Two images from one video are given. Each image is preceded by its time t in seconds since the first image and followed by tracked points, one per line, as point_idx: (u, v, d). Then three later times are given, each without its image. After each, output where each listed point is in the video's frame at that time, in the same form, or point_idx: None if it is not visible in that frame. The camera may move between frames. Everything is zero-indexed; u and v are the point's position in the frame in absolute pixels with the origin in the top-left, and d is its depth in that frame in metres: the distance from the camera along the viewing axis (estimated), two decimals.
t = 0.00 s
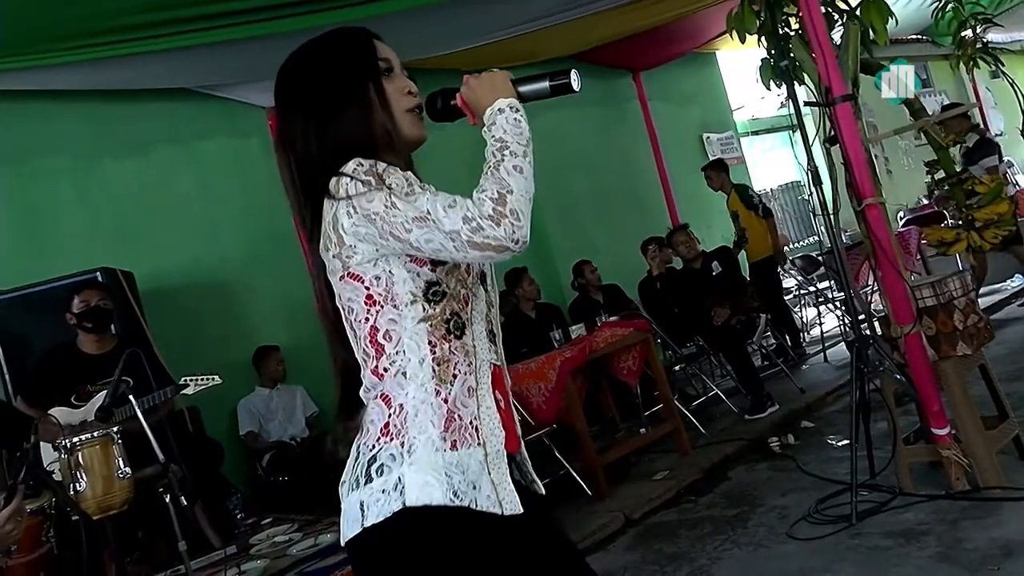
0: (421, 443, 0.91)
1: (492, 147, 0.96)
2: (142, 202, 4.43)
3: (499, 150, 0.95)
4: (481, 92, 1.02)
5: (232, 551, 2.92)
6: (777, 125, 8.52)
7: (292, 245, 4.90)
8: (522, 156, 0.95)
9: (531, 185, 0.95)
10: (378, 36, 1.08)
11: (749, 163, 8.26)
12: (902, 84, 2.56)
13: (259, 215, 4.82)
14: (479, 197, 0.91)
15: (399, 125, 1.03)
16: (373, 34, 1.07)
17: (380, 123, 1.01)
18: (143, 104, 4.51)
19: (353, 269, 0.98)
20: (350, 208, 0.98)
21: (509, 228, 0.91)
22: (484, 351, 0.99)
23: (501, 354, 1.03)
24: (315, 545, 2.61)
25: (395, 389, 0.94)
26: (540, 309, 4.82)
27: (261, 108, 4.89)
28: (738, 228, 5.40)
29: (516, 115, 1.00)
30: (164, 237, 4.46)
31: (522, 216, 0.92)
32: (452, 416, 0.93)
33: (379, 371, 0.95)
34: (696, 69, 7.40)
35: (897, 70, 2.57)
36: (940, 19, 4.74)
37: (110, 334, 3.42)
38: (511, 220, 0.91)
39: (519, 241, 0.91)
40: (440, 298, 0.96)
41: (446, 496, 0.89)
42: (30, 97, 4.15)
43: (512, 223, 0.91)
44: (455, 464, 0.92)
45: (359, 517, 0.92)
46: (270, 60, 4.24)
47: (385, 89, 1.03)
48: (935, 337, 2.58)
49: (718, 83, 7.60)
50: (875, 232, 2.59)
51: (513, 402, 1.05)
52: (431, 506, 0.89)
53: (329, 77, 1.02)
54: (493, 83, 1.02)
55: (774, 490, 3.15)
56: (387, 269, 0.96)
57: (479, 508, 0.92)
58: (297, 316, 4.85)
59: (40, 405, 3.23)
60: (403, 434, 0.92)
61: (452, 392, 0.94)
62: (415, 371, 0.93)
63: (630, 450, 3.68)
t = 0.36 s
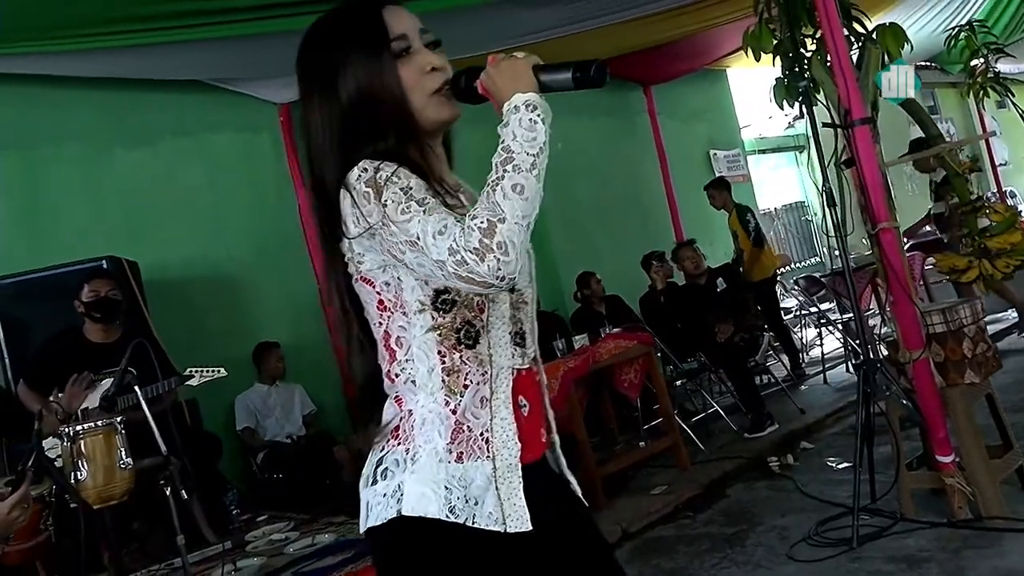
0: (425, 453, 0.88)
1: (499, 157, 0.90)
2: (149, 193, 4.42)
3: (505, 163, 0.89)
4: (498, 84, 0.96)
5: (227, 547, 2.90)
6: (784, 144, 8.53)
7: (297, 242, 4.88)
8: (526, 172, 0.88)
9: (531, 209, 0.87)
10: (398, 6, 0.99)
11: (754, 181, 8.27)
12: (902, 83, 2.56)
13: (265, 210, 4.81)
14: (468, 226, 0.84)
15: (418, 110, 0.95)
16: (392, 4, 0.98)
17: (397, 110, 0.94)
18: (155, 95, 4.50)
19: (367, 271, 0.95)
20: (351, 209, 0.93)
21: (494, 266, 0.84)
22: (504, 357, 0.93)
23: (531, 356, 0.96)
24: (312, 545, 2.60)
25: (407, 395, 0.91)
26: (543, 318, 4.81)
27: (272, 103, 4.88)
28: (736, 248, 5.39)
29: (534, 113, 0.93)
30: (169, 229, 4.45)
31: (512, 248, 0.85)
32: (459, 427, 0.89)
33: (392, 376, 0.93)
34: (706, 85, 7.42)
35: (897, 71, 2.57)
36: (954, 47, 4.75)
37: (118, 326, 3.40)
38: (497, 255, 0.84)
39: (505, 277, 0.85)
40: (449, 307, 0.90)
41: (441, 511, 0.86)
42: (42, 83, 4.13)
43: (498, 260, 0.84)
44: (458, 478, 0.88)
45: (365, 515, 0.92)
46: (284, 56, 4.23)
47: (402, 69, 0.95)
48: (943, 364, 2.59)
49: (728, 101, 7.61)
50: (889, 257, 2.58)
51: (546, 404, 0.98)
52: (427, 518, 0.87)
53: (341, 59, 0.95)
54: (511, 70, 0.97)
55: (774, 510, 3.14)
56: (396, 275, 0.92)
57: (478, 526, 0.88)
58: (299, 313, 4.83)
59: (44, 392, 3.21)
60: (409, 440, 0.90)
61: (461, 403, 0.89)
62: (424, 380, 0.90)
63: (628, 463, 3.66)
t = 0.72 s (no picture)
0: (485, 453, 0.90)
1: (561, 220, 0.85)
2: (149, 177, 4.39)
3: (567, 231, 0.84)
4: (579, 123, 0.91)
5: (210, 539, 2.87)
6: (784, 165, 8.55)
7: (294, 235, 4.86)
8: (584, 244, 0.83)
9: (585, 281, 0.83)
10: (498, 6, 0.97)
11: (752, 199, 8.28)
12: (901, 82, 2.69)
13: (265, 201, 4.78)
14: (519, 295, 0.82)
15: (511, 123, 0.95)
16: (494, 4, 0.96)
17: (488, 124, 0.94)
18: (159, 79, 4.47)
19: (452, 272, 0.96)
20: (434, 239, 0.91)
21: (536, 342, 0.82)
22: (574, 376, 0.93)
23: (605, 373, 0.96)
24: (298, 542, 2.57)
25: (477, 394, 0.93)
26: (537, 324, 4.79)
27: (276, 95, 4.86)
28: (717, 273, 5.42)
29: (607, 170, 0.87)
30: (167, 215, 4.43)
31: (555, 326, 0.82)
32: (520, 438, 0.90)
33: (467, 372, 0.95)
34: (710, 101, 7.43)
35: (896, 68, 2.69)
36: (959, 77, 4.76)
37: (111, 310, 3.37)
38: (540, 332, 0.82)
39: (544, 351, 0.83)
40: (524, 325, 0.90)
41: (488, 510, 0.88)
42: (47, 60, 4.12)
43: (541, 336, 0.82)
44: (510, 483, 0.89)
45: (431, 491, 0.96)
46: (290, 47, 4.20)
47: (499, 80, 0.94)
48: (939, 394, 2.60)
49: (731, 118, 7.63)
50: (891, 282, 2.56)
51: (620, 413, 0.98)
52: (477, 514, 0.89)
53: (438, 66, 0.94)
54: (595, 117, 0.90)
55: (761, 530, 3.14)
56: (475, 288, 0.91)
57: (522, 534, 0.88)
58: (293, 306, 4.80)
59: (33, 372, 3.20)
60: (474, 433, 0.92)
61: (525, 417, 0.90)
62: (494, 387, 0.91)
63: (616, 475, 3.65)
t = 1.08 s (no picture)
0: (505, 482, 0.94)
1: (644, 287, 0.88)
2: (144, 166, 4.36)
3: (646, 300, 0.86)
4: (685, 198, 0.93)
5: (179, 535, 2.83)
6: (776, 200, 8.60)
7: (286, 233, 4.83)
8: (659, 317, 0.86)
9: (649, 353, 0.85)
10: (648, 54, 0.98)
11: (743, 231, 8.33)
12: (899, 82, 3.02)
13: (261, 198, 4.75)
14: (584, 349, 0.84)
15: (626, 171, 0.96)
16: (643, 51, 0.97)
17: (602, 163, 0.95)
18: (163, 68, 4.45)
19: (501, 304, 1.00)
20: (510, 269, 0.93)
21: (587, 400, 0.84)
22: (604, 428, 0.94)
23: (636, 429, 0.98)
24: (268, 546, 2.53)
25: (509, 424, 0.96)
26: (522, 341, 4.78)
27: (279, 92, 4.85)
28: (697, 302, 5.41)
29: (699, 250, 0.89)
30: (161, 205, 4.40)
31: (611, 388, 0.84)
32: (540, 475, 0.93)
33: (503, 401, 0.99)
34: (708, 131, 7.48)
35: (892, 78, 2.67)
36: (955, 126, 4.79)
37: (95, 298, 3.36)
38: (593, 391, 0.84)
39: (593, 408, 0.85)
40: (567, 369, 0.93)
41: (498, 536, 0.92)
42: (50, 41, 4.10)
43: (592, 395, 0.84)
44: (523, 515, 0.93)
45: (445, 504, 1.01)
46: (295, 45, 4.19)
47: (631, 125, 0.95)
48: (920, 442, 2.63)
49: (728, 149, 7.67)
50: (881, 326, 2.55)
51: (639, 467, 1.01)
52: (486, 537, 0.93)
53: (574, 96, 0.95)
54: (699, 193, 0.93)
55: (734, 564, 3.13)
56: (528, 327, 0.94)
57: (525, 565, 0.92)
58: (280, 305, 4.77)
59: (12, 354, 3.19)
60: (498, 460, 0.96)
61: (549, 457, 0.93)
62: (527, 422, 0.94)
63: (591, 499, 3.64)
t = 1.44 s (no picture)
0: (472, 474, 0.95)
1: (638, 282, 0.88)
2: (145, 136, 4.34)
3: (638, 296, 0.86)
4: (694, 207, 0.95)
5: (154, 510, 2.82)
6: (772, 220, 8.64)
7: (282, 215, 4.81)
8: (648, 314, 0.85)
9: (631, 348, 0.85)
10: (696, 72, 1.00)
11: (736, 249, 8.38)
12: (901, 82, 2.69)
13: (259, 178, 4.74)
14: (566, 331, 0.84)
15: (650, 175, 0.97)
16: (691, 63, 1.00)
17: (631, 161, 0.95)
18: (170, 40, 4.43)
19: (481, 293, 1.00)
20: (500, 241, 0.92)
21: (560, 382, 0.84)
22: (576, 423, 0.94)
23: (608, 427, 0.98)
24: (245, 527, 2.53)
25: (480, 412, 0.97)
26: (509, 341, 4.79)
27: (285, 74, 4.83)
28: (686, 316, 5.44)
29: (700, 258, 0.90)
30: (160, 177, 4.39)
31: (587, 374, 0.83)
32: (508, 468, 0.94)
33: (475, 388, 0.99)
34: (709, 146, 7.50)
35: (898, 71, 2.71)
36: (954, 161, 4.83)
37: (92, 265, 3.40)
38: (568, 375, 0.83)
39: (564, 392, 0.84)
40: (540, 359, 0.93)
41: (463, 530, 0.93)
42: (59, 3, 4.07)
43: (566, 378, 0.83)
44: (489, 509, 0.93)
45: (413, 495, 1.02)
46: (307, 27, 4.17)
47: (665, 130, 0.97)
48: (901, 471, 2.65)
49: (727, 166, 7.70)
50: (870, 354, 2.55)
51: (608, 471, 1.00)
52: (451, 531, 0.94)
53: (621, 85, 0.95)
54: (712, 206, 0.94)
55: None
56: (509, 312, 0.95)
57: (488, 561, 0.92)
58: (271, 286, 4.75)
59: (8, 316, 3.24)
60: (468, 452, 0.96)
61: (519, 449, 0.93)
62: (498, 411, 0.95)
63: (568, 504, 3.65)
